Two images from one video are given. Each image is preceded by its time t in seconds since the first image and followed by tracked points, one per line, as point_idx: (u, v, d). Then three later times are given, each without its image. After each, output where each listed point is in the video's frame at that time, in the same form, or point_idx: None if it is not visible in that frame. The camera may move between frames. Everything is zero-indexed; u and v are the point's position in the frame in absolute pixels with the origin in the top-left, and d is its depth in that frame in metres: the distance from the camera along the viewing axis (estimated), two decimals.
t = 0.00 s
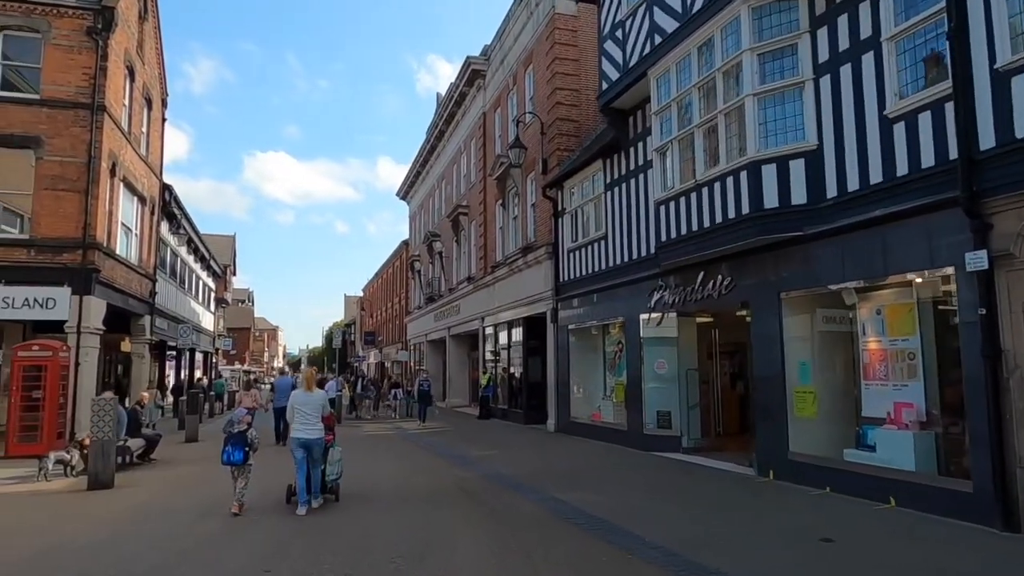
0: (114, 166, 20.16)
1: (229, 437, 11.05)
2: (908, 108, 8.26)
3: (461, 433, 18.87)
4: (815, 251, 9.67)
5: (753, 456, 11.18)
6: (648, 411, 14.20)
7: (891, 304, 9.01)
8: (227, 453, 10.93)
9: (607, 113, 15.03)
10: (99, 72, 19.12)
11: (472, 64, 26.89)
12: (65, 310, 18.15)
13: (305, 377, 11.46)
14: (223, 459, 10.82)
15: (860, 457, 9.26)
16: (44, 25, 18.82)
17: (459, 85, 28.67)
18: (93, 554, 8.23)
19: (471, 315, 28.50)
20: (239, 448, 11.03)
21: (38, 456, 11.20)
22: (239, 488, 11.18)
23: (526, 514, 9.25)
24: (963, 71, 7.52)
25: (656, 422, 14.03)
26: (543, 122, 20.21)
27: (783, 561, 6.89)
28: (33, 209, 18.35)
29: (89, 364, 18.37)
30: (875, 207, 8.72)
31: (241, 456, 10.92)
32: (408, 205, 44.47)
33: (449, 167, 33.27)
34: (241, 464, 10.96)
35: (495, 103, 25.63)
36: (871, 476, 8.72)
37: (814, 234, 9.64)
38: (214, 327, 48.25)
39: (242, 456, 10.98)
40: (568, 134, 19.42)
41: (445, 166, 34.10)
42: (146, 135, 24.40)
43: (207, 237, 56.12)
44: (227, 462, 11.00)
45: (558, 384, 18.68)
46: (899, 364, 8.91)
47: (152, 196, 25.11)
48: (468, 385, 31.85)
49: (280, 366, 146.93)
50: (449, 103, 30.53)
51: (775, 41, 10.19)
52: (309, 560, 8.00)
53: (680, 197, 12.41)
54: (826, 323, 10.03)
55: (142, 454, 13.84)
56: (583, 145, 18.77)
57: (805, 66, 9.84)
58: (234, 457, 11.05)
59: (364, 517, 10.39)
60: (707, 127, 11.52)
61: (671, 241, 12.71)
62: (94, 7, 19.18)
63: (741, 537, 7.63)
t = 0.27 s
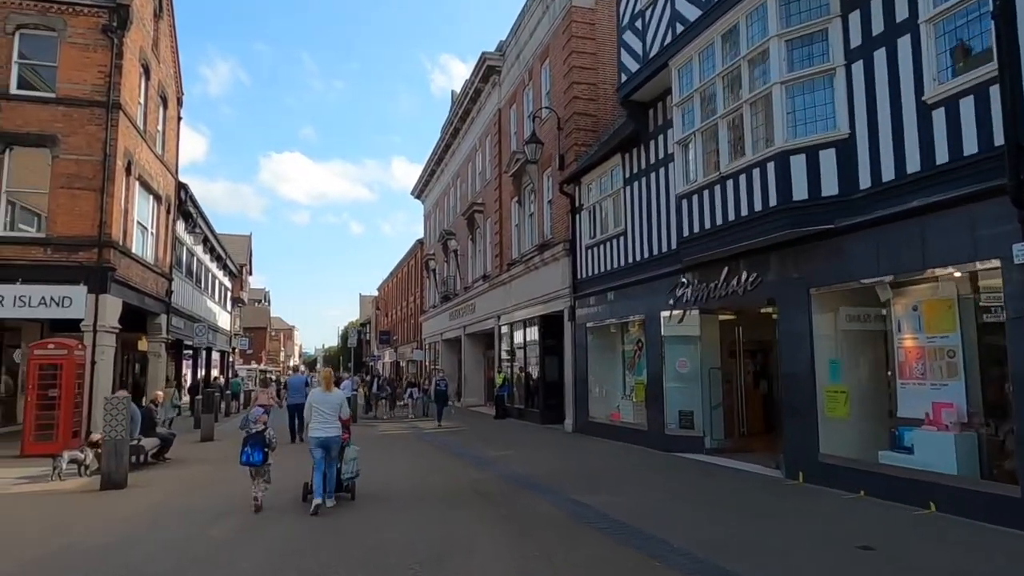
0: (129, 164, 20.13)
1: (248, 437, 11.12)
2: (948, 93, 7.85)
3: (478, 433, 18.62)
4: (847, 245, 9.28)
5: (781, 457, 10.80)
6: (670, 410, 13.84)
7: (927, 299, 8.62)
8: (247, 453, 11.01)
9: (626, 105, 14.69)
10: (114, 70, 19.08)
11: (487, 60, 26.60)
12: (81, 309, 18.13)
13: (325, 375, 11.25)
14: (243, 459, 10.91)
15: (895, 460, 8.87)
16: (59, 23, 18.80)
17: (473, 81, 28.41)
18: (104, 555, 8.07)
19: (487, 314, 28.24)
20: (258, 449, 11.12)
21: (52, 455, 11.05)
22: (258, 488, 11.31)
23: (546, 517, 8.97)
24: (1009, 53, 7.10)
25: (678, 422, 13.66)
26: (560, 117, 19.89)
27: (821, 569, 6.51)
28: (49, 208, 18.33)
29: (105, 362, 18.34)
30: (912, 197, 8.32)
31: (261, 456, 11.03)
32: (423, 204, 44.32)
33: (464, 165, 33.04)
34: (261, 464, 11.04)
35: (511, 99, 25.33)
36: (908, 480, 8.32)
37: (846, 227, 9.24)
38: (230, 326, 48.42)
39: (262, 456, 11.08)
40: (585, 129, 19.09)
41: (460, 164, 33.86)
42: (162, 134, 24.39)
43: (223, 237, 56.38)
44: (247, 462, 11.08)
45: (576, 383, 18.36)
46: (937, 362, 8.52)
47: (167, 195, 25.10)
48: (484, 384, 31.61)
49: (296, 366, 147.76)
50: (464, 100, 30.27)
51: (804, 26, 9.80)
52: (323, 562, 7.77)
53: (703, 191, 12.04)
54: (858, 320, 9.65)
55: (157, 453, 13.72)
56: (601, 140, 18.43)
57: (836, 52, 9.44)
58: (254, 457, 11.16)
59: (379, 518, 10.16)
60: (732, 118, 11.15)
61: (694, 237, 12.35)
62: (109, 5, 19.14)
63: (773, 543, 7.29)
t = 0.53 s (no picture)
0: (144, 164, 20.05)
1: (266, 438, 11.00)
2: (995, 79, 7.38)
3: (495, 435, 18.29)
4: (884, 240, 8.81)
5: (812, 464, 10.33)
6: (693, 414, 13.39)
7: (972, 298, 8.14)
8: (265, 454, 10.92)
9: (647, 99, 14.28)
10: (129, 69, 18.98)
11: (503, 57, 26.27)
12: (96, 309, 18.05)
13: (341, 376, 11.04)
14: (262, 460, 10.79)
15: (937, 468, 8.40)
16: (75, 23, 18.74)
17: (489, 79, 28.09)
18: (110, 561, 7.84)
19: (503, 314, 27.91)
20: (277, 450, 11.01)
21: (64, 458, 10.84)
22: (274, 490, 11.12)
23: (565, 525, 8.61)
24: None
25: (702, 426, 13.22)
26: (578, 113, 19.49)
27: None
28: (64, 208, 18.26)
29: (120, 363, 18.24)
30: (956, 189, 7.84)
31: (280, 457, 10.92)
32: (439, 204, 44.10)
33: (480, 164, 32.75)
34: (279, 465, 10.90)
35: (527, 96, 24.99)
36: (951, 491, 7.85)
37: (883, 223, 8.78)
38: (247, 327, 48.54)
39: (281, 456, 10.95)
40: (604, 125, 18.68)
41: (476, 163, 33.56)
42: (178, 134, 24.33)
43: (240, 237, 56.58)
44: (265, 464, 10.95)
45: (594, 385, 17.97)
46: (983, 364, 8.03)
47: (183, 195, 25.06)
48: (500, 385, 31.30)
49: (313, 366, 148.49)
50: (480, 98, 29.98)
51: (837, 12, 9.34)
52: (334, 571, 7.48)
53: (729, 186, 11.61)
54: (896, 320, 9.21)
55: (170, 455, 13.52)
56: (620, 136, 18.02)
57: (872, 38, 8.97)
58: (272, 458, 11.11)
59: (393, 524, 9.86)
60: (759, 110, 10.72)
61: (719, 234, 11.93)
62: (124, 4, 19.06)
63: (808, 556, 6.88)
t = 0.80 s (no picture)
0: (155, 165, 19.95)
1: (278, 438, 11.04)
2: None
3: (508, 439, 17.95)
4: (916, 236, 8.39)
5: (838, 470, 9.89)
6: (712, 417, 12.96)
7: (1010, 297, 7.70)
8: (277, 454, 10.94)
9: (663, 94, 13.90)
10: (140, 70, 18.90)
11: (516, 56, 25.99)
12: (106, 311, 17.93)
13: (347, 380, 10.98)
14: (273, 460, 10.79)
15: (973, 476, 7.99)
16: (86, 24, 18.68)
17: (502, 78, 27.81)
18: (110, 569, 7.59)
19: (516, 316, 27.57)
20: (288, 450, 11.03)
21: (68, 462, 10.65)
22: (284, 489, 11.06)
23: (581, 534, 8.26)
24: None
25: (722, 431, 12.79)
26: (592, 111, 19.14)
27: None
28: (74, 209, 18.17)
29: (130, 365, 18.10)
30: (995, 181, 7.41)
31: (292, 457, 10.92)
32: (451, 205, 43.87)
33: (493, 165, 32.48)
34: (290, 465, 10.92)
35: (540, 95, 24.68)
36: (990, 500, 7.45)
37: (915, 217, 8.36)
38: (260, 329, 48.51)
39: (291, 457, 10.95)
40: (619, 122, 18.32)
41: (489, 163, 33.28)
42: (189, 136, 24.26)
43: (253, 240, 56.65)
44: (276, 463, 10.96)
45: (609, 388, 17.58)
46: None
47: (195, 197, 24.98)
48: (513, 388, 30.97)
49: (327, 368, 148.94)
50: (492, 98, 29.71)
51: None
52: None
53: (749, 182, 11.22)
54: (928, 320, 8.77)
55: (177, 459, 13.33)
56: (635, 134, 17.66)
57: (901, 24, 8.56)
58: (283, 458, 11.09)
59: (403, 531, 9.56)
60: (782, 102, 10.32)
61: (739, 231, 11.54)
62: (135, 4, 18.98)
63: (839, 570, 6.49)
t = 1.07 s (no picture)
0: (152, 164, 19.67)
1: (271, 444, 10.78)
2: None
3: (509, 444, 17.62)
4: (934, 235, 8.05)
5: (851, 478, 9.54)
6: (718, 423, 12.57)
7: None
8: (270, 461, 10.65)
9: (668, 92, 13.59)
10: (137, 68, 18.64)
11: (518, 55, 25.71)
12: (102, 312, 17.67)
13: (339, 382, 10.98)
14: (266, 467, 10.53)
15: (994, 486, 7.64)
16: (82, 21, 18.43)
17: (504, 78, 27.53)
18: None
19: (518, 318, 27.25)
20: (281, 457, 10.74)
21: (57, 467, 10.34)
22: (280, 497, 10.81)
23: (584, 544, 7.95)
24: None
25: (728, 436, 12.43)
26: (595, 110, 18.85)
27: None
28: (69, 209, 17.92)
29: (125, 368, 17.83)
30: (1019, 176, 7.06)
31: (285, 465, 10.61)
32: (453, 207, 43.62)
33: (495, 165, 32.20)
34: (283, 473, 10.64)
35: (542, 95, 24.38)
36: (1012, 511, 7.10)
37: (932, 215, 8.03)
38: (261, 331, 48.29)
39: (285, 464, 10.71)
40: (622, 121, 18.02)
41: (491, 164, 32.99)
42: (188, 135, 24.01)
43: (254, 242, 56.45)
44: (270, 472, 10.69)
45: (612, 391, 17.26)
46: None
47: (193, 197, 24.73)
48: (515, 391, 30.68)
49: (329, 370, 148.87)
50: (494, 98, 29.43)
51: None
52: None
53: (757, 180, 10.90)
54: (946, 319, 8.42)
55: (171, 464, 13.05)
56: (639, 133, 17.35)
57: (918, 14, 8.24)
58: (277, 465, 10.81)
59: (399, 538, 9.24)
60: (793, 97, 10.00)
61: (746, 231, 11.22)
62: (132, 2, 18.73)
63: None
